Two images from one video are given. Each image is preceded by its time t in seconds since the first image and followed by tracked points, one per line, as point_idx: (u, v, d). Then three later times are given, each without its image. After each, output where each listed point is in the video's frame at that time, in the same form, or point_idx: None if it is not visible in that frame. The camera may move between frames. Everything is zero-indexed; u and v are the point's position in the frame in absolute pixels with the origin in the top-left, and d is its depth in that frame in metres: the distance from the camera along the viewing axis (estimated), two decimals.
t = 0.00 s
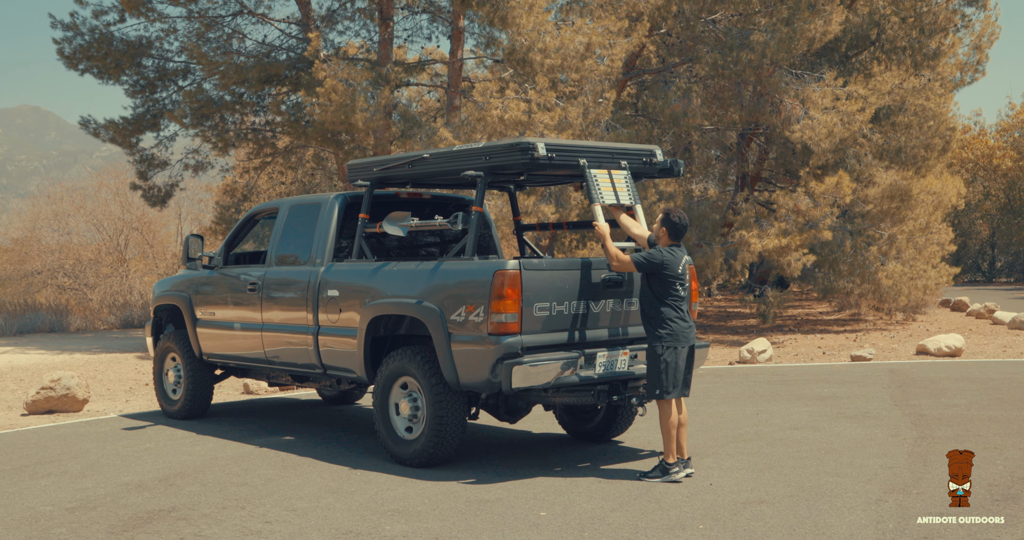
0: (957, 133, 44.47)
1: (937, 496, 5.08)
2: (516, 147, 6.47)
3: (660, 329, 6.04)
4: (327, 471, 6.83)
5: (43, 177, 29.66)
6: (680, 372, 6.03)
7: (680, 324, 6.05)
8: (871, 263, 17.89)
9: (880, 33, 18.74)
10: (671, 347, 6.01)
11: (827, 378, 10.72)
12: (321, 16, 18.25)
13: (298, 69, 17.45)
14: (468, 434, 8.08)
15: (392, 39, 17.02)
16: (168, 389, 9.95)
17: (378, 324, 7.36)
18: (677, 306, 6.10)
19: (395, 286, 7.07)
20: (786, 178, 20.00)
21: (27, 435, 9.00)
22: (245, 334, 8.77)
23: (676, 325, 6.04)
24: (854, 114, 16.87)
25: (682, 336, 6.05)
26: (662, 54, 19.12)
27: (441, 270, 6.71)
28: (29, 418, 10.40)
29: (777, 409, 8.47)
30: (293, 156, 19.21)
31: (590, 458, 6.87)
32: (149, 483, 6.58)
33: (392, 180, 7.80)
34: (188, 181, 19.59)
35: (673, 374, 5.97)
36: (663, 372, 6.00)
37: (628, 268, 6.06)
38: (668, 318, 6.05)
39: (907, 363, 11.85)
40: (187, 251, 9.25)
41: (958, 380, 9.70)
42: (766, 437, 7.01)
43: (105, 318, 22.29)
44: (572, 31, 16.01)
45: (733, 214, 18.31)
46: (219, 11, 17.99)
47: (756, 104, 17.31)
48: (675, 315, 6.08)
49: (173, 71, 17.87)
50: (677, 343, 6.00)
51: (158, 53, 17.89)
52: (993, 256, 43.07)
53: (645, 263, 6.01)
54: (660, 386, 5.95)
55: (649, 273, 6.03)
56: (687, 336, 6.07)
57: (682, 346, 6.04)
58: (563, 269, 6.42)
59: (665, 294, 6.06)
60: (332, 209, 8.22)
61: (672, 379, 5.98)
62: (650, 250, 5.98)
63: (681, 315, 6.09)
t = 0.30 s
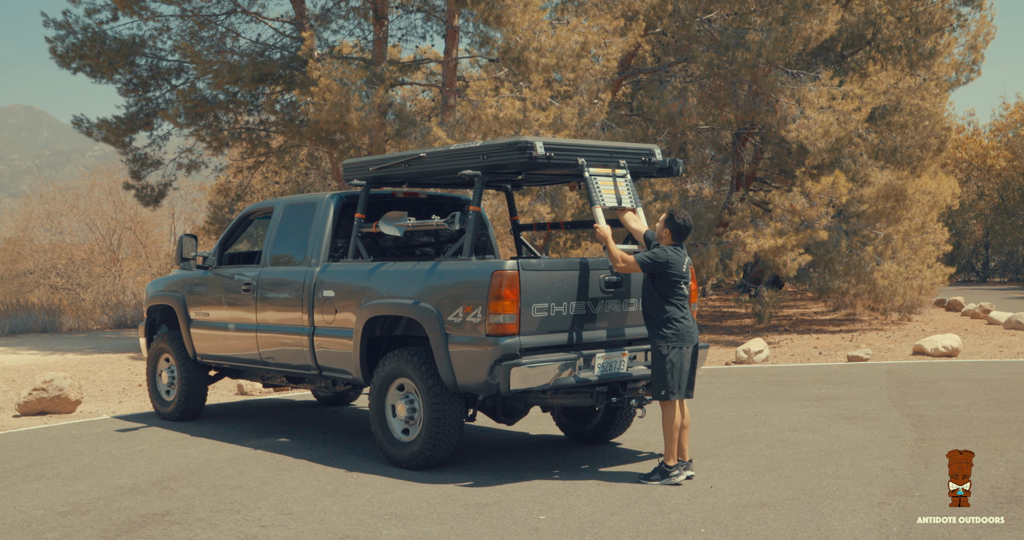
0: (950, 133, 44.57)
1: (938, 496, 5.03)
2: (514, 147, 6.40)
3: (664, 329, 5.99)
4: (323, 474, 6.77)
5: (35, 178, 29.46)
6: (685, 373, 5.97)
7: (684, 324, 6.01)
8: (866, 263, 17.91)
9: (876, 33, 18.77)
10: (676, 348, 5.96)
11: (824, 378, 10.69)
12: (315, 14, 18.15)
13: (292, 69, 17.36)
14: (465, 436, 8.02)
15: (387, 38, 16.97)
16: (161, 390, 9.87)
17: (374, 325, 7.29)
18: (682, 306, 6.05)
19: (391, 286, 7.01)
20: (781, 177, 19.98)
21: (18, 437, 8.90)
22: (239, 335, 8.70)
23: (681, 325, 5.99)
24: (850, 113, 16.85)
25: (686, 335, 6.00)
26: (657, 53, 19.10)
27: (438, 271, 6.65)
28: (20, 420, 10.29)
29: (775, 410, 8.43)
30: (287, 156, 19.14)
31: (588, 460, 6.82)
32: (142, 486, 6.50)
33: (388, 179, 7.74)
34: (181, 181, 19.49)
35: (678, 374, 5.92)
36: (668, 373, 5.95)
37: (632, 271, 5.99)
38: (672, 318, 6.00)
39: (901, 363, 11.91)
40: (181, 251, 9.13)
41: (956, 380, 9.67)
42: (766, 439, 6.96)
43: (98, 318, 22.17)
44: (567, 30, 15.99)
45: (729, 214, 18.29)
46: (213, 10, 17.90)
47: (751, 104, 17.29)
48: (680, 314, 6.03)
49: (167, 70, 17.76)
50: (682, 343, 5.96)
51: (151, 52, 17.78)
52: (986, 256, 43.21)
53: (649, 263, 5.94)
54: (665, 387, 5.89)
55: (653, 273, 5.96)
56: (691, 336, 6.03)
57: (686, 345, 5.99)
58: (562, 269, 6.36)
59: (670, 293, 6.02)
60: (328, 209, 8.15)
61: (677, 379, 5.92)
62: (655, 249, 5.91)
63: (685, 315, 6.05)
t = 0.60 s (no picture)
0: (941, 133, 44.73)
1: (938, 498, 5.01)
2: (512, 146, 6.35)
3: (661, 335, 5.94)
4: (317, 477, 6.70)
5: (24, 178, 29.24)
6: (682, 378, 5.92)
7: (681, 329, 5.94)
8: (859, 263, 17.92)
9: (869, 33, 18.78)
10: (672, 352, 5.91)
11: (819, 379, 10.67)
12: (307, 13, 18.05)
13: (284, 67, 17.26)
14: (460, 438, 7.96)
15: (379, 37, 16.89)
16: (153, 391, 9.78)
17: (369, 326, 7.23)
18: (680, 311, 5.98)
19: (387, 287, 6.94)
20: (774, 178, 19.99)
21: (8, 439, 8.80)
22: (231, 335, 8.62)
23: (678, 331, 5.93)
24: (843, 113, 16.84)
25: (683, 341, 5.94)
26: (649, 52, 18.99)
27: (434, 271, 6.59)
28: (10, 421, 10.18)
29: (772, 411, 8.40)
30: (278, 155, 19.03)
31: (586, 462, 6.77)
32: (135, 489, 6.42)
33: (383, 178, 7.68)
34: (172, 181, 19.37)
35: (675, 380, 5.86)
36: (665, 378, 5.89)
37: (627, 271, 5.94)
38: (669, 323, 5.94)
39: (895, 363, 12.02)
40: (174, 250, 9.09)
41: (951, 381, 9.66)
42: (763, 440, 6.93)
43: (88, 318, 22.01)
44: (560, 29, 15.92)
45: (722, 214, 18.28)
46: (204, 9, 17.75)
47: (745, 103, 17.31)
48: (677, 319, 5.96)
49: (157, 69, 17.63)
50: (677, 349, 5.90)
51: (142, 50, 17.62)
52: (977, 255, 43.40)
53: (644, 266, 5.91)
54: (663, 393, 5.84)
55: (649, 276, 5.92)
56: (688, 342, 5.97)
57: (682, 351, 5.94)
58: (560, 270, 6.31)
59: (667, 298, 5.95)
60: (322, 208, 8.08)
61: (673, 384, 5.87)
62: (650, 253, 5.86)
63: (683, 320, 5.98)
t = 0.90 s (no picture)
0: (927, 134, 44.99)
1: (938, 499, 5.00)
2: (507, 144, 6.30)
3: (656, 339, 5.89)
4: (309, 480, 6.62)
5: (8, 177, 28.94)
6: (674, 383, 5.89)
7: (677, 334, 5.86)
8: (849, 263, 17.97)
9: (859, 33, 18.83)
10: (667, 358, 5.85)
11: (811, 379, 10.66)
12: (296, 12, 17.93)
13: (273, 66, 17.15)
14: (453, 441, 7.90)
15: (368, 36, 16.82)
16: (141, 392, 9.68)
17: (361, 327, 7.16)
18: (676, 316, 5.89)
19: (380, 287, 6.87)
20: (763, 177, 20.00)
21: None
22: (221, 336, 8.53)
23: (672, 336, 5.86)
24: (834, 113, 16.86)
25: (679, 346, 5.86)
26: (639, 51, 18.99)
27: (428, 271, 6.54)
28: None
29: (765, 412, 8.38)
30: (266, 154, 18.91)
31: (580, 465, 6.73)
32: (124, 492, 6.33)
33: (376, 177, 7.61)
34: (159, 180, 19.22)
35: (667, 384, 5.85)
36: (659, 384, 5.87)
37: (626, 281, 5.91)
38: (664, 328, 5.88)
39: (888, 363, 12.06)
40: (163, 250, 9.02)
41: (943, 381, 9.68)
42: (758, 442, 6.90)
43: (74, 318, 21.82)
44: (551, 27, 15.85)
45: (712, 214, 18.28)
46: (192, 7, 17.61)
47: (735, 103, 17.35)
48: (673, 324, 5.88)
49: (145, 68, 17.49)
50: (671, 355, 5.82)
51: (130, 49, 17.48)
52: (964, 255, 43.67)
53: (638, 272, 5.85)
54: (654, 397, 5.84)
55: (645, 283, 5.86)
56: (685, 347, 5.88)
57: (677, 356, 5.86)
58: (556, 270, 6.26)
59: (663, 302, 5.88)
60: (313, 208, 8.01)
61: (665, 388, 5.85)
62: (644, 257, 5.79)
63: (680, 325, 5.89)
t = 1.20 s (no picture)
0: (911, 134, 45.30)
1: (936, 500, 5.00)
2: (500, 143, 6.25)
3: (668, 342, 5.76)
4: (299, 483, 6.55)
5: None
6: (684, 386, 5.74)
7: (689, 338, 5.72)
8: (836, 262, 18.03)
9: (847, 32, 18.90)
10: (677, 361, 5.72)
11: (801, 380, 10.67)
12: (282, 10, 17.83)
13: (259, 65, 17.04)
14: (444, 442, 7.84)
15: (355, 34, 16.75)
16: (127, 393, 9.56)
17: (351, 328, 7.09)
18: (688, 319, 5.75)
19: (370, 287, 6.81)
20: (750, 177, 20.04)
21: None
22: (209, 337, 8.43)
23: (684, 339, 5.72)
24: (822, 112, 16.90)
25: (691, 349, 5.72)
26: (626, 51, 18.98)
27: (419, 271, 6.48)
28: None
29: (757, 413, 8.37)
30: (253, 153, 18.78)
31: (574, 467, 6.68)
32: (110, 496, 6.24)
33: (366, 176, 7.55)
34: (144, 179, 19.06)
35: (675, 387, 5.71)
36: (668, 386, 5.73)
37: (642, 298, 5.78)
38: (676, 331, 5.74)
39: (877, 363, 12.10)
40: (148, 249, 8.89)
41: (933, 381, 9.70)
42: (752, 443, 6.89)
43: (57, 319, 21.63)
44: (539, 25, 15.80)
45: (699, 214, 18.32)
46: (177, 5, 17.46)
47: (722, 102, 17.38)
48: (685, 327, 5.75)
49: (130, 66, 17.34)
50: (682, 358, 5.70)
51: (115, 47, 17.35)
52: (949, 254, 43.98)
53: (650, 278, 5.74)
54: (663, 400, 5.70)
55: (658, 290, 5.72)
56: (698, 350, 5.73)
57: (688, 359, 5.73)
58: (549, 270, 6.21)
59: (675, 305, 5.75)
60: (302, 207, 7.94)
61: (675, 391, 5.72)
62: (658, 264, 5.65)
63: (692, 328, 5.75)
